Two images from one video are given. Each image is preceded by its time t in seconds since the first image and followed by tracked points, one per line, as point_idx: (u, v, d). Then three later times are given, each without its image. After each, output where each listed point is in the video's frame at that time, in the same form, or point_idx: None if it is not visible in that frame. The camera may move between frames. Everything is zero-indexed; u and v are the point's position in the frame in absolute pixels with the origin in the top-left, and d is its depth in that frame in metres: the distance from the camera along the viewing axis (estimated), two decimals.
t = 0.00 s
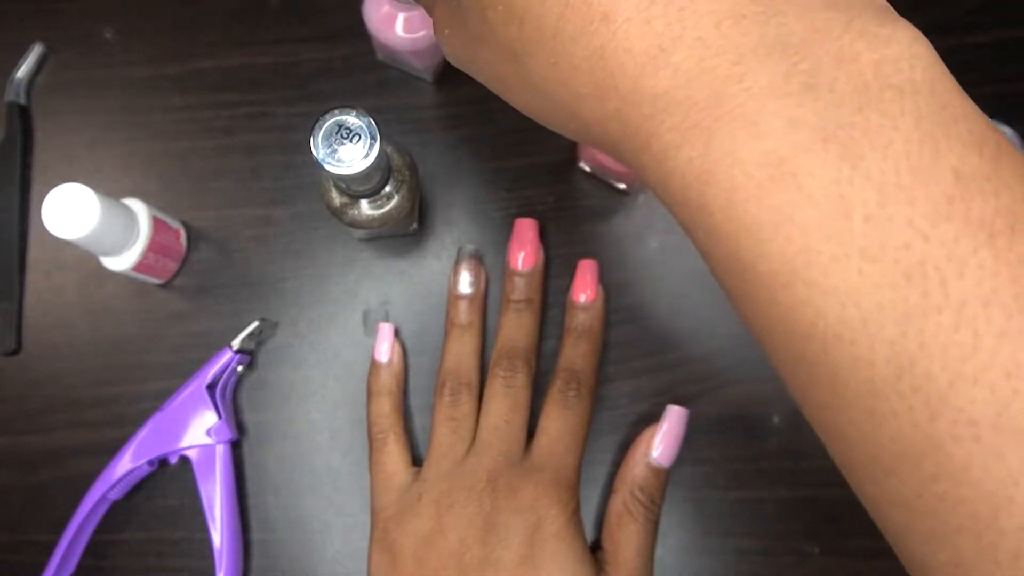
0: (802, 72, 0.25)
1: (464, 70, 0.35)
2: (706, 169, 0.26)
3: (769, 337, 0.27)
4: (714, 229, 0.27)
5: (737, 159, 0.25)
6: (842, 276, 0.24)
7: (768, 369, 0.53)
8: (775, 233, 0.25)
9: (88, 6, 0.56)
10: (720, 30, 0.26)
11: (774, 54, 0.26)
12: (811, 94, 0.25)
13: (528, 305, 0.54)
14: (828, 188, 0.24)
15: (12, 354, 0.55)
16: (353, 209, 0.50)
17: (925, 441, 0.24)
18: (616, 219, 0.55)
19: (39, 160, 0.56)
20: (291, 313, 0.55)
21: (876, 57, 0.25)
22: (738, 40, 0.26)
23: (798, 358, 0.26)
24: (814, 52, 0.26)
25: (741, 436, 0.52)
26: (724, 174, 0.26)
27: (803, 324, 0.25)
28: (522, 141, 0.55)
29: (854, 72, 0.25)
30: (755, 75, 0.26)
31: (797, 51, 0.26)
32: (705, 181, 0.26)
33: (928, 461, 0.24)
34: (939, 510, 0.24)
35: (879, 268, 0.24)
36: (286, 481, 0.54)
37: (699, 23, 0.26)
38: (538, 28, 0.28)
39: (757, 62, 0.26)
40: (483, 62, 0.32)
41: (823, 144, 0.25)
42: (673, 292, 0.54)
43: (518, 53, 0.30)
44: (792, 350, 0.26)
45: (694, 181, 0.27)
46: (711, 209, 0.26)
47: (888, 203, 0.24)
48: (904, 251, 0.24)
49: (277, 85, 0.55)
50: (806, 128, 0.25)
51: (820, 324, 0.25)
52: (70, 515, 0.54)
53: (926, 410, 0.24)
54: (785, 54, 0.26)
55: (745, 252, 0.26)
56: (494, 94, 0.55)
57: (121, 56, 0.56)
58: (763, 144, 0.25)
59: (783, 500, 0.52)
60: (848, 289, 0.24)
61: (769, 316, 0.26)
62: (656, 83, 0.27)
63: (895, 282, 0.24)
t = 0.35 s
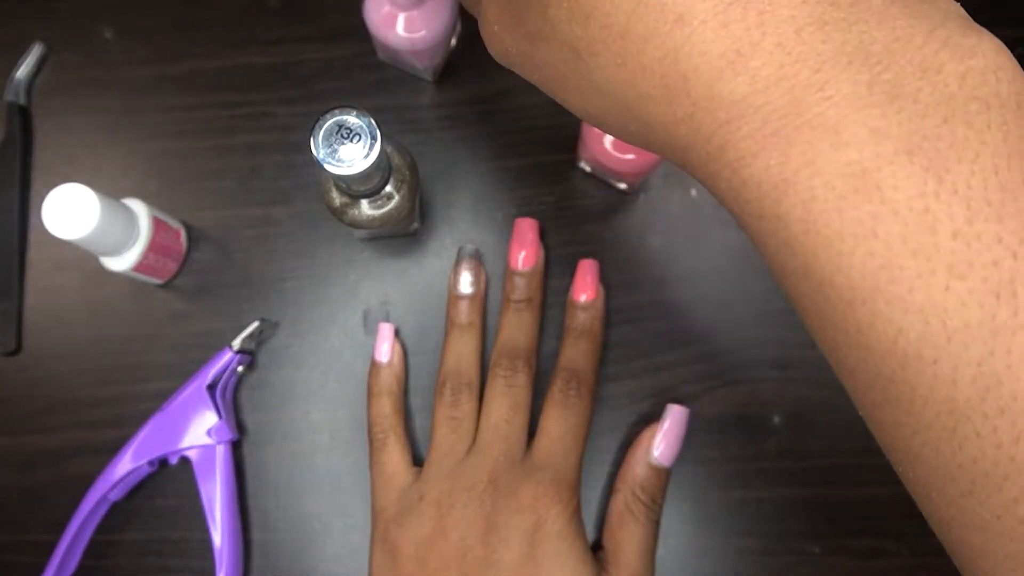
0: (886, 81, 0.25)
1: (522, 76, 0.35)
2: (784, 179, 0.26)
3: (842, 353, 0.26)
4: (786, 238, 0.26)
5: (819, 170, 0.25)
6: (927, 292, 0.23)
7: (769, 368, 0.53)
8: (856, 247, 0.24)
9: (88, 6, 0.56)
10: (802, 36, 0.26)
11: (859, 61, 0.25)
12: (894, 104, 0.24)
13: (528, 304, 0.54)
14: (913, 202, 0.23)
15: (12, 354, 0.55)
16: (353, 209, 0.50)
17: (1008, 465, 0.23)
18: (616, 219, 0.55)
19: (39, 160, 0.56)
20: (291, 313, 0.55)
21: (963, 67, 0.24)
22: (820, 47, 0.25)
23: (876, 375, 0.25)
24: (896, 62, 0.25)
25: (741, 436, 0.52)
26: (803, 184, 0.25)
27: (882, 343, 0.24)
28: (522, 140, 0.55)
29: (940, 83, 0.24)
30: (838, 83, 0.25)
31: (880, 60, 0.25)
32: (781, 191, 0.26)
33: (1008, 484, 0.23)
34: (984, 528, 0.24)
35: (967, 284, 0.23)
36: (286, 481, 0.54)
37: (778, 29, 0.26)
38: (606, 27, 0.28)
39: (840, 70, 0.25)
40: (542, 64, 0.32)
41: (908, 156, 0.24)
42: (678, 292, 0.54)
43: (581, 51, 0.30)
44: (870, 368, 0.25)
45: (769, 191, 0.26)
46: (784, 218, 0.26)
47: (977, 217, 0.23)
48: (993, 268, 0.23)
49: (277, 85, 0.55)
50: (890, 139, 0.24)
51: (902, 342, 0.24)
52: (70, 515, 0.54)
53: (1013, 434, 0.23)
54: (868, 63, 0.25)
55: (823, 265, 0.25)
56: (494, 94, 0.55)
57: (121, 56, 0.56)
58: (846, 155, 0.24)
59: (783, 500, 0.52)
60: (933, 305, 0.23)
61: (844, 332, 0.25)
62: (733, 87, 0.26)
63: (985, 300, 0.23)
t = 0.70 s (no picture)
0: (948, 69, 0.25)
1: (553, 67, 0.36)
2: (840, 166, 0.26)
3: (896, 348, 0.26)
4: (837, 226, 0.27)
5: (876, 156, 0.25)
6: (992, 287, 0.24)
7: (768, 368, 0.53)
8: (917, 238, 0.25)
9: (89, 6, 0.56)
10: (861, 19, 0.26)
11: (918, 46, 0.26)
12: (956, 92, 0.25)
13: (528, 304, 0.54)
14: (977, 195, 0.24)
15: (11, 354, 0.55)
16: (353, 209, 0.50)
17: None
18: (615, 219, 0.54)
19: (39, 160, 0.56)
20: (291, 313, 0.55)
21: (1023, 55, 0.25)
22: (879, 30, 0.26)
23: (929, 374, 0.25)
24: (956, 47, 0.25)
25: (740, 436, 0.52)
26: (860, 172, 0.26)
27: (941, 339, 0.24)
28: (521, 140, 0.55)
29: (1002, 72, 0.25)
30: (897, 68, 0.26)
31: (942, 44, 0.25)
32: (836, 177, 0.26)
33: None
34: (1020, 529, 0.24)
35: None
36: (286, 481, 0.54)
37: (836, 10, 0.26)
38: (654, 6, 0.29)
39: (901, 54, 0.26)
40: (581, 51, 0.33)
41: (973, 145, 0.24)
42: (678, 293, 0.54)
43: (618, 27, 0.31)
44: (925, 366, 0.25)
45: (824, 177, 0.27)
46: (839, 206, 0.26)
47: None
48: None
49: (277, 85, 0.55)
50: (954, 129, 0.24)
51: (962, 340, 0.24)
52: (71, 515, 0.54)
53: None
54: (927, 48, 0.26)
55: (878, 258, 0.26)
56: (494, 94, 0.55)
57: (121, 56, 0.56)
58: (907, 141, 0.25)
59: (782, 500, 0.52)
60: (997, 300, 0.23)
61: (901, 328, 0.26)
62: (786, 70, 0.27)
63: None
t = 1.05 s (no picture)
0: (836, 65, 0.25)
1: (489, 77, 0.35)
2: (736, 164, 0.25)
3: (802, 339, 0.26)
4: (739, 226, 0.26)
5: (769, 153, 0.25)
6: (879, 276, 0.23)
7: (769, 368, 0.53)
8: (809, 231, 0.24)
9: (89, 6, 0.56)
10: (753, 19, 0.26)
11: (808, 45, 0.25)
12: (845, 87, 0.24)
13: (528, 304, 0.54)
14: (864, 184, 0.23)
15: (12, 354, 0.55)
16: (352, 209, 0.50)
17: (964, 449, 0.23)
18: (616, 219, 0.54)
19: (39, 159, 0.56)
20: (291, 313, 0.55)
21: (913, 51, 0.25)
22: (770, 31, 0.25)
23: (833, 364, 0.25)
24: (846, 44, 0.25)
25: (741, 436, 0.52)
26: (755, 169, 0.25)
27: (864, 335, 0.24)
28: (521, 140, 0.55)
29: (889, 66, 0.25)
30: (789, 66, 0.25)
31: (831, 43, 0.25)
32: (734, 177, 0.26)
33: (966, 468, 0.23)
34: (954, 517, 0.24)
35: (919, 268, 0.23)
36: (286, 481, 0.54)
37: (730, 13, 0.26)
38: (562, 14, 0.29)
39: (791, 54, 0.25)
40: (511, 65, 0.33)
41: (859, 139, 0.24)
42: (679, 292, 0.54)
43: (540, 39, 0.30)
44: (828, 356, 0.25)
45: (722, 176, 0.26)
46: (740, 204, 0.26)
47: (928, 202, 0.23)
48: (943, 252, 0.23)
49: (277, 85, 0.55)
50: (843, 123, 0.24)
51: (855, 327, 0.24)
52: (70, 516, 0.54)
53: (965, 415, 0.22)
54: (818, 47, 0.25)
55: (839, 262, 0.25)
56: (495, 94, 0.55)
57: (121, 56, 0.56)
58: (798, 138, 0.24)
59: (783, 501, 0.52)
60: (886, 289, 0.23)
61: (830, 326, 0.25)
62: (686, 72, 0.26)
63: (936, 283, 0.23)
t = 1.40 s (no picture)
0: (720, 53, 0.24)
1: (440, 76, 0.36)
2: (627, 150, 0.25)
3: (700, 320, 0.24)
4: (637, 215, 0.25)
5: (655, 141, 0.24)
6: (757, 253, 0.22)
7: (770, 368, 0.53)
8: (694, 213, 0.23)
9: (89, 6, 0.56)
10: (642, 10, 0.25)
11: (694, 35, 0.24)
12: (726, 74, 0.24)
13: (528, 304, 0.54)
14: (741, 165, 0.23)
15: (12, 354, 0.55)
16: (353, 209, 0.50)
17: (840, 418, 0.22)
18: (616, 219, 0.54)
19: (39, 160, 0.56)
20: (291, 314, 0.55)
21: (794, 37, 0.24)
22: (657, 24, 0.25)
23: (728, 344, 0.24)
24: (731, 33, 0.24)
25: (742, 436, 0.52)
26: (644, 155, 0.24)
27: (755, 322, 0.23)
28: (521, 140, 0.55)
29: (770, 53, 0.24)
30: (674, 56, 0.24)
31: (716, 32, 0.24)
32: (626, 162, 0.25)
33: (850, 444, 0.22)
34: (844, 489, 0.22)
35: (791, 245, 0.22)
36: (286, 481, 0.54)
37: (622, 6, 0.25)
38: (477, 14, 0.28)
39: (677, 43, 0.24)
40: (443, 60, 0.33)
41: (737, 124, 0.23)
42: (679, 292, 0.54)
43: (459, 37, 0.30)
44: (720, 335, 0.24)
45: (615, 162, 0.25)
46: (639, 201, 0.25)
47: (799, 179, 0.22)
48: (815, 227, 0.22)
49: (277, 86, 0.55)
50: (721, 109, 0.23)
51: (736, 303, 0.23)
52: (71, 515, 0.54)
53: (840, 387, 0.21)
54: (703, 37, 0.24)
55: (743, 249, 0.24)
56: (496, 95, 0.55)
57: (120, 56, 0.56)
58: (680, 124, 0.24)
59: (784, 501, 0.52)
60: (762, 266, 0.22)
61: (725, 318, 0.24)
62: (582, 65, 0.25)
63: (807, 258, 0.22)
